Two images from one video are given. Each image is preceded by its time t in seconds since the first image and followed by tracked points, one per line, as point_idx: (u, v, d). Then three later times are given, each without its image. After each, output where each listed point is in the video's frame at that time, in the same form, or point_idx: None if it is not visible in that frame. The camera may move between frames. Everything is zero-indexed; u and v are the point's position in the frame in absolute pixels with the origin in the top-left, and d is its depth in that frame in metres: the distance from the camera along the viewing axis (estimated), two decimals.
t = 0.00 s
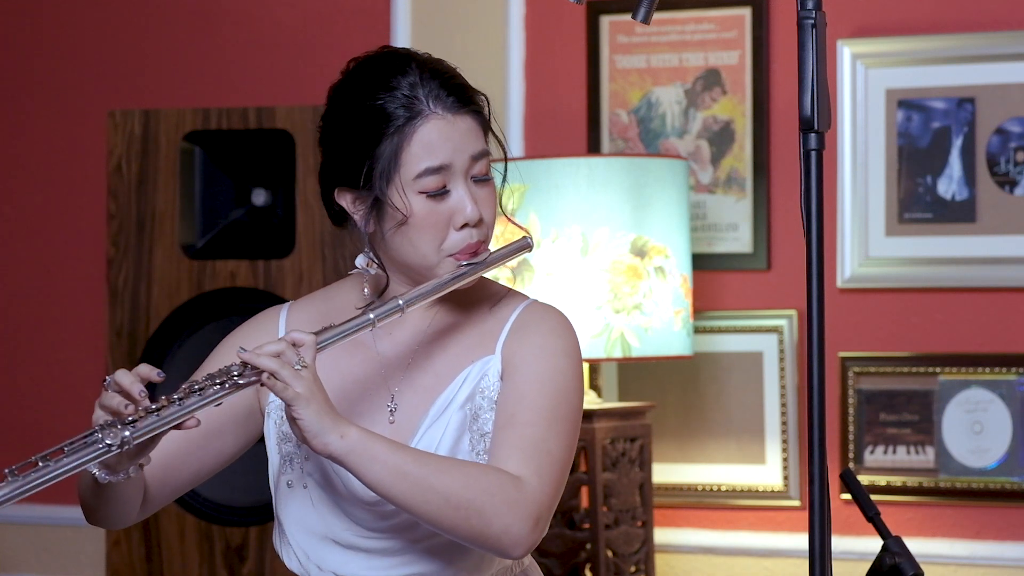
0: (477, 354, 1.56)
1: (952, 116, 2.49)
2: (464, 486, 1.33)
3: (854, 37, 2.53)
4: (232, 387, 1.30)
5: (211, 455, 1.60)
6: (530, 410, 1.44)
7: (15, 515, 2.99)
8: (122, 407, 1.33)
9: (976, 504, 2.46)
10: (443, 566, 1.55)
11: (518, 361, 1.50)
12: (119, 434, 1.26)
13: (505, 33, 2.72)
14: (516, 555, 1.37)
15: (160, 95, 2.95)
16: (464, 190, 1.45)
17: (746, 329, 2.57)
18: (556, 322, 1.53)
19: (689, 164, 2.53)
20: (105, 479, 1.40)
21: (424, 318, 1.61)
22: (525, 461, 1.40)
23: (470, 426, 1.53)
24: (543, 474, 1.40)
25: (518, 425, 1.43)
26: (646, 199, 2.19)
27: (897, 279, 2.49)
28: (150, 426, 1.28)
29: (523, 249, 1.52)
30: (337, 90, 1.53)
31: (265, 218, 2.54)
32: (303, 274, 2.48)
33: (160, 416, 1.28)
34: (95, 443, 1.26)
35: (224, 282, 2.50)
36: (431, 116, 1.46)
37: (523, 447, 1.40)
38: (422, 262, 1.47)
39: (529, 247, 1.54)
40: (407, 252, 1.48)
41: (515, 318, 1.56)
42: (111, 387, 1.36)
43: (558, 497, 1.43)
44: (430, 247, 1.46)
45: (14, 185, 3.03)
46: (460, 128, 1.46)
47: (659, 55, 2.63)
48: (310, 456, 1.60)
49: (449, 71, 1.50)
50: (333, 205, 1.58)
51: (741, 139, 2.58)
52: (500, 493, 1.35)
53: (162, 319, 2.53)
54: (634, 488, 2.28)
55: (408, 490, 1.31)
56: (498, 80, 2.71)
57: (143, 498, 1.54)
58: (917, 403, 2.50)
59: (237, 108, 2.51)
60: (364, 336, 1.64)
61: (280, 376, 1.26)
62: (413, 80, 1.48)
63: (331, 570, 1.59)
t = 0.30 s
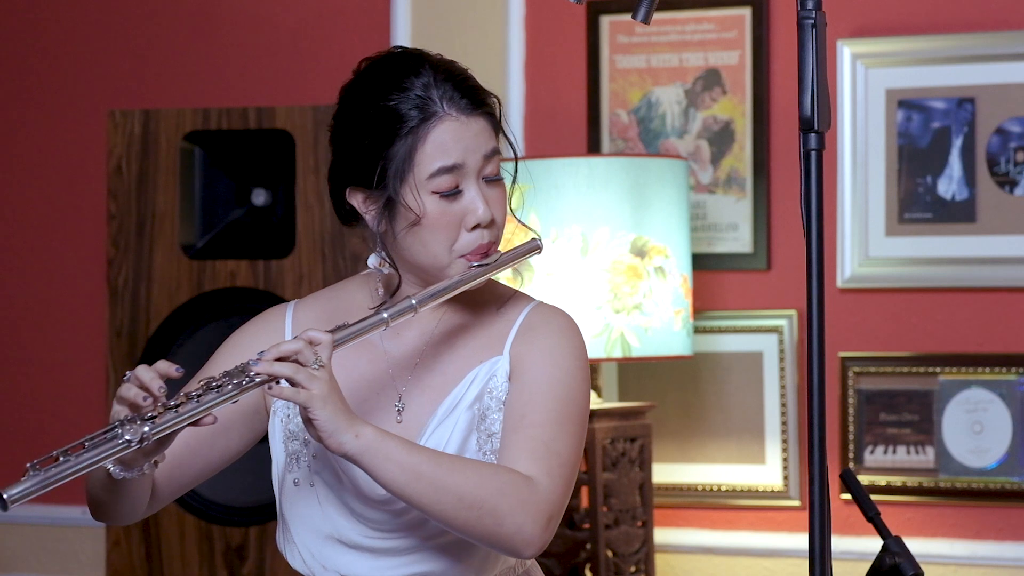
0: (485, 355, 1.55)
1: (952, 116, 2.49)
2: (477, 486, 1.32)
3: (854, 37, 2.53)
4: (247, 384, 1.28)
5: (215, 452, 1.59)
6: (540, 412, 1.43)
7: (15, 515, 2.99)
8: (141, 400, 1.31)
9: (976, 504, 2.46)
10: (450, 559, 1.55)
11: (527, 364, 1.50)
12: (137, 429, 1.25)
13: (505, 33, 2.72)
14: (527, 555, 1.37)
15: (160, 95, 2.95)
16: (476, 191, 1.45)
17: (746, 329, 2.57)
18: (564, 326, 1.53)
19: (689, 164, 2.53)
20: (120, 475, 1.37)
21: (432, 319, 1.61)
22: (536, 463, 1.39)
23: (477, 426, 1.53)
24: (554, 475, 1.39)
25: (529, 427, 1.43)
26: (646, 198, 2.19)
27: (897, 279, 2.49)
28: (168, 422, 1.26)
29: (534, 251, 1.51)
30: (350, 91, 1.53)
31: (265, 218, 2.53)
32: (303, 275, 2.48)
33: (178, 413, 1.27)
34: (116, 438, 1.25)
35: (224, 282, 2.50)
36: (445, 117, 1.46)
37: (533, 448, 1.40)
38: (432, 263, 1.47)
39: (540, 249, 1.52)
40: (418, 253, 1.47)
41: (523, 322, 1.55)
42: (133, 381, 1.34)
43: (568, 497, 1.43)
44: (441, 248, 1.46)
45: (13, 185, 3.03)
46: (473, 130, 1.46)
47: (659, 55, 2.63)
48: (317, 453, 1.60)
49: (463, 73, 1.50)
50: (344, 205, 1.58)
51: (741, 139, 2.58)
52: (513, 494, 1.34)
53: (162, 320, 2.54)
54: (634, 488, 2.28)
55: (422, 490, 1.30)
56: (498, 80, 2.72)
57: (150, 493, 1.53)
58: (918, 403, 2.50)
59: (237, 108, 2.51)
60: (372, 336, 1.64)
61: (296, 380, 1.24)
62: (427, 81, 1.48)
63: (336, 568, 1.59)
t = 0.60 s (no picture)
0: (491, 350, 1.55)
1: (952, 115, 2.49)
2: (492, 474, 1.33)
3: (854, 37, 2.54)
4: (262, 369, 1.27)
5: (223, 447, 1.59)
6: (550, 403, 1.44)
7: (15, 515, 2.99)
8: (161, 386, 1.34)
9: (976, 504, 2.46)
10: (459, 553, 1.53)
11: (532, 355, 1.50)
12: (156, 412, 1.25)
13: (505, 34, 2.72)
14: (540, 543, 1.37)
15: (161, 95, 2.95)
16: (484, 184, 1.45)
17: (746, 329, 2.57)
18: (569, 318, 1.53)
19: (689, 164, 2.53)
20: (135, 461, 1.38)
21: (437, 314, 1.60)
22: (548, 452, 1.40)
23: (484, 420, 1.52)
24: (565, 463, 1.40)
25: (539, 417, 1.43)
26: (646, 198, 2.19)
27: (897, 279, 2.49)
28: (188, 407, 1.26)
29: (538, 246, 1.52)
30: (357, 83, 1.53)
31: (265, 217, 2.55)
32: (303, 275, 2.48)
33: (196, 397, 1.27)
34: (135, 421, 1.25)
35: (224, 282, 2.50)
36: (454, 110, 1.47)
37: (543, 437, 1.41)
38: (439, 255, 1.46)
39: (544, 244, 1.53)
40: (424, 245, 1.47)
41: (528, 316, 1.55)
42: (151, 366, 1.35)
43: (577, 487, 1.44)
44: (449, 240, 1.45)
45: (14, 185, 3.03)
46: (481, 123, 1.47)
47: (659, 55, 2.63)
48: (325, 447, 1.58)
49: (470, 67, 1.51)
50: (349, 199, 1.58)
51: (741, 139, 2.58)
52: (527, 482, 1.35)
53: (162, 319, 2.53)
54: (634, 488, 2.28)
55: (437, 476, 1.30)
56: (498, 80, 2.72)
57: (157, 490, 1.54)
58: (918, 403, 2.50)
59: (237, 108, 2.52)
60: (375, 332, 1.63)
61: (313, 366, 1.25)
62: (435, 74, 1.48)
63: (343, 565, 1.56)
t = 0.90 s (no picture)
0: (495, 343, 1.52)
1: (952, 116, 2.49)
2: (503, 454, 1.33)
3: (854, 37, 2.53)
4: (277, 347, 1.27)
5: (227, 442, 1.55)
6: (557, 388, 1.44)
7: (15, 515, 2.99)
8: (177, 357, 1.30)
9: (976, 504, 2.46)
10: (472, 545, 1.46)
11: (535, 343, 1.49)
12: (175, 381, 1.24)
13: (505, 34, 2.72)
14: (550, 526, 1.37)
15: (161, 94, 2.95)
16: (489, 174, 1.45)
17: (746, 329, 2.57)
18: (573, 309, 1.52)
19: (689, 164, 2.53)
20: (148, 440, 1.39)
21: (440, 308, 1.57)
22: (557, 436, 1.40)
23: (489, 412, 1.49)
24: (575, 446, 1.40)
25: (547, 403, 1.43)
26: (646, 198, 2.19)
27: (897, 279, 2.49)
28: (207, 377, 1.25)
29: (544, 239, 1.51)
30: (363, 74, 1.53)
31: (265, 217, 2.55)
32: (303, 274, 2.48)
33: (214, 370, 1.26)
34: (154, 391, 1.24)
35: (224, 282, 2.50)
36: (460, 101, 1.47)
37: (553, 422, 1.41)
38: (444, 245, 1.46)
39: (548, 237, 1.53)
40: (429, 235, 1.47)
41: (532, 309, 1.53)
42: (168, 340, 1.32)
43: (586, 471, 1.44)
44: (454, 229, 1.45)
45: (14, 184, 3.02)
46: (487, 114, 1.47)
47: (659, 55, 2.63)
48: (330, 438, 1.52)
49: (476, 60, 1.51)
50: (355, 191, 1.58)
51: (741, 139, 2.58)
52: (538, 463, 1.35)
53: (163, 319, 2.53)
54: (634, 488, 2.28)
55: (450, 457, 1.30)
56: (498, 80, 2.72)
57: (163, 482, 1.51)
58: (918, 403, 2.50)
59: (237, 108, 2.52)
60: (375, 324, 1.59)
61: (326, 343, 1.24)
62: (442, 65, 1.48)
63: (350, 560, 1.48)
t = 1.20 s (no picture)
0: (497, 336, 1.51)
1: (952, 115, 2.49)
2: (512, 431, 1.32)
3: (854, 37, 2.53)
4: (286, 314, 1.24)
5: (228, 435, 1.53)
6: (560, 376, 1.44)
7: (15, 515, 2.99)
8: (189, 319, 1.26)
9: (976, 504, 2.46)
10: (477, 532, 1.46)
11: (536, 336, 1.49)
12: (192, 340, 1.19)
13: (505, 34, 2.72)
14: (556, 507, 1.36)
15: (161, 94, 2.95)
16: (495, 164, 1.45)
17: (746, 329, 2.57)
18: (572, 305, 1.53)
19: (689, 164, 2.53)
20: (157, 410, 1.36)
21: (442, 304, 1.56)
22: (562, 420, 1.40)
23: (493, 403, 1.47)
24: (580, 430, 1.40)
25: (550, 392, 1.43)
26: (646, 198, 2.19)
27: (897, 279, 2.49)
28: (223, 338, 1.21)
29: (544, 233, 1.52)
30: (367, 69, 1.53)
31: (265, 218, 2.55)
32: (303, 274, 2.48)
33: (227, 331, 1.22)
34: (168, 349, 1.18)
35: (224, 282, 2.50)
36: (466, 92, 1.47)
37: (558, 406, 1.41)
38: (448, 234, 1.45)
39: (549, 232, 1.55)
40: (433, 223, 1.46)
41: (531, 307, 1.53)
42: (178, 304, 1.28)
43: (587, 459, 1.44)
44: (460, 218, 1.45)
45: (14, 185, 3.03)
46: (491, 106, 1.47)
47: (659, 55, 2.63)
48: (334, 427, 1.50)
49: (480, 55, 1.52)
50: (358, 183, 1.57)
51: (741, 139, 2.58)
52: (545, 442, 1.35)
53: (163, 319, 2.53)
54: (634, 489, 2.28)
55: (459, 433, 1.29)
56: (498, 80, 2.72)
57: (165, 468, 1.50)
58: (918, 403, 2.50)
59: (237, 108, 2.52)
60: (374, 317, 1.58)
61: (337, 314, 1.23)
62: (448, 57, 1.49)
63: (355, 550, 1.46)
